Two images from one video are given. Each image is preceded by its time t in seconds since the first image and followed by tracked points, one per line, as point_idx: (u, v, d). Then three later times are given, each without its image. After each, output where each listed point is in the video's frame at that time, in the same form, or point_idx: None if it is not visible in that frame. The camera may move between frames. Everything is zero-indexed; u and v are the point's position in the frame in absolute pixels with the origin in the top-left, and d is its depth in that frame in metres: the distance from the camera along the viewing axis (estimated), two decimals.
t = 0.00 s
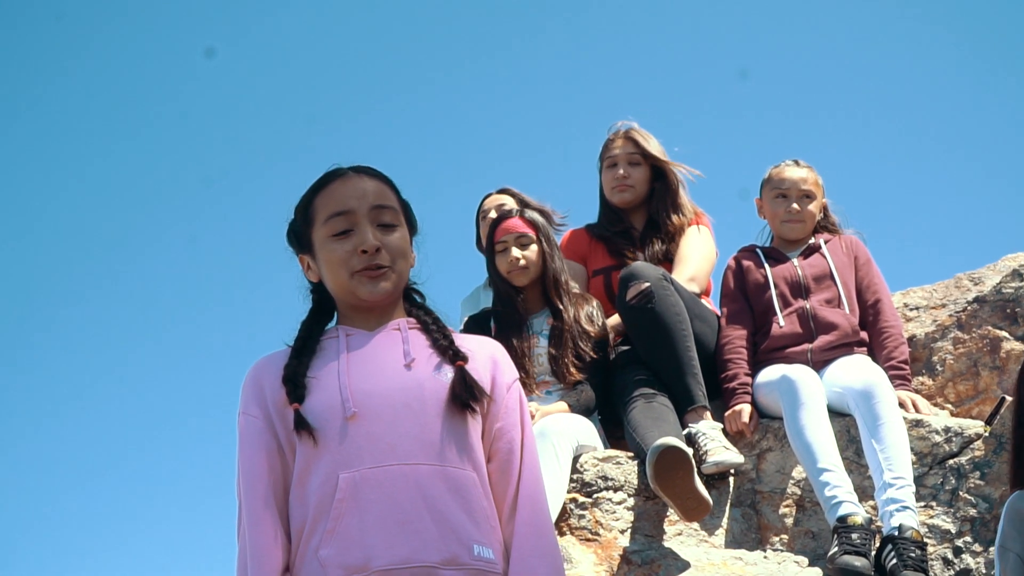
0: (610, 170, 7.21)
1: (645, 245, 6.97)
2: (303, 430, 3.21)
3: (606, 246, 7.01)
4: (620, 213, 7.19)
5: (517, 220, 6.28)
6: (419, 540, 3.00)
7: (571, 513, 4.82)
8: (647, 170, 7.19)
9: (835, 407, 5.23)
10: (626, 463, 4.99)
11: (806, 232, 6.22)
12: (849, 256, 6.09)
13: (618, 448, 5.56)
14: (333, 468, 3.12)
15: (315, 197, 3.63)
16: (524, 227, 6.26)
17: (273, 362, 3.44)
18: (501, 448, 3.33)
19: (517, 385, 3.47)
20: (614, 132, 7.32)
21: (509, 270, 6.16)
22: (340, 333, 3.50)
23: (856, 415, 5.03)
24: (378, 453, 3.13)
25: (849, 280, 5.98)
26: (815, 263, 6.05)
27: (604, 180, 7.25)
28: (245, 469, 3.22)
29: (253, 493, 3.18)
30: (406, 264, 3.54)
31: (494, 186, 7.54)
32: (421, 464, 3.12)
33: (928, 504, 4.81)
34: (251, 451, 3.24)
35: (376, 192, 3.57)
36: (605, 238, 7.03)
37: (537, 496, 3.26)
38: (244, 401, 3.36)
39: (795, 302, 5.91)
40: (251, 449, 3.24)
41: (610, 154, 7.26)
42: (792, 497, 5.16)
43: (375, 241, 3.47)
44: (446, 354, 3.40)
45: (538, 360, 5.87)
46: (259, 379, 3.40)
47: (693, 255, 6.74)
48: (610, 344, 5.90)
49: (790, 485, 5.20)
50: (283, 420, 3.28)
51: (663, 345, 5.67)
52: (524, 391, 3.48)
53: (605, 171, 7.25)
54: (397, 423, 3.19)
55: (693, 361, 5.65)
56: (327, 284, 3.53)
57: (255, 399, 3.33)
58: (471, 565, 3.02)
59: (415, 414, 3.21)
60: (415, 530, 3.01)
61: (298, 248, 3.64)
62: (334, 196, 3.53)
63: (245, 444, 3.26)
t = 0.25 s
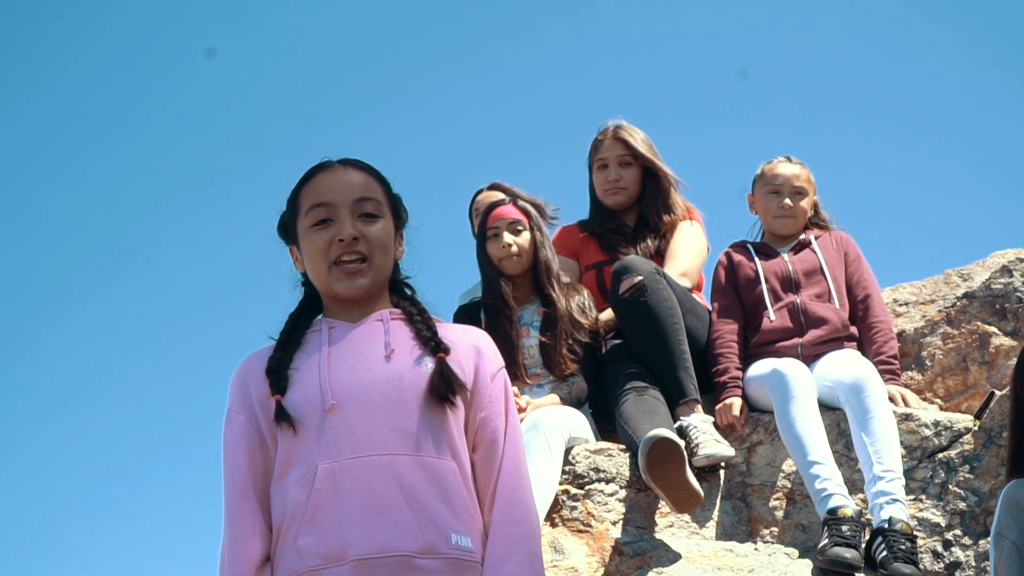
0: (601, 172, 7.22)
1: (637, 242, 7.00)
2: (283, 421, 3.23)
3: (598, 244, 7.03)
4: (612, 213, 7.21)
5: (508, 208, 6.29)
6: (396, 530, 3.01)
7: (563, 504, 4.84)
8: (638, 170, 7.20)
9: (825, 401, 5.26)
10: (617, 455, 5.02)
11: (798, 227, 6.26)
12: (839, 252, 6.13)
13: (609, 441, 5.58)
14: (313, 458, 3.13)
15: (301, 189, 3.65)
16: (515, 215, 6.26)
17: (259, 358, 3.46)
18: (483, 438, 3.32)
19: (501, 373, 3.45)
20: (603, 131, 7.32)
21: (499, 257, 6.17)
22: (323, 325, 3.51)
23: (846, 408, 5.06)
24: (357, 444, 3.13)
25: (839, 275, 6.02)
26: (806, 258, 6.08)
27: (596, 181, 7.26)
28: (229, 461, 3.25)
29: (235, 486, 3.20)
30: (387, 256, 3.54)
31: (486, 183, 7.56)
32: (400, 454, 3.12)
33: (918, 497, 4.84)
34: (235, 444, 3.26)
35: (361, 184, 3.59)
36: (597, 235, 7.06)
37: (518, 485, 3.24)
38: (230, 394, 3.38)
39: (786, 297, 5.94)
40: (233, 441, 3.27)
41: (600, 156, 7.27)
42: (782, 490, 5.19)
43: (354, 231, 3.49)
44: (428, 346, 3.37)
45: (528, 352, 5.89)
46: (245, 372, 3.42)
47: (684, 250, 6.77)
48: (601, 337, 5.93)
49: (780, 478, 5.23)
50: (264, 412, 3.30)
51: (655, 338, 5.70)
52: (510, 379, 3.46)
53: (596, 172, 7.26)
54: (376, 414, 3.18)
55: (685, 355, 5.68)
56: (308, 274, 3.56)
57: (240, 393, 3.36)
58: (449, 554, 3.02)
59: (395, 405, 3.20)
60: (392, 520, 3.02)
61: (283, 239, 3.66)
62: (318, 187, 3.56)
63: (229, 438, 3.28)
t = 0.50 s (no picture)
0: (596, 166, 7.24)
1: (632, 236, 7.01)
2: (259, 416, 3.24)
3: (593, 239, 7.04)
4: (607, 208, 7.22)
5: (507, 202, 6.35)
6: (367, 521, 3.01)
7: (560, 497, 4.86)
8: (633, 165, 7.21)
9: (820, 395, 5.29)
10: (613, 449, 5.03)
11: (795, 223, 6.28)
12: (834, 248, 6.14)
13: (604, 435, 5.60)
14: (286, 452, 3.14)
15: (288, 181, 3.69)
16: (513, 209, 6.32)
17: (241, 356, 3.46)
18: (462, 429, 3.31)
19: (480, 365, 3.43)
20: (599, 125, 7.32)
21: (496, 247, 6.20)
22: (304, 320, 3.49)
23: (841, 403, 5.08)
24: (329, 437, 3.13)
25: (835, 271, 6.04)
26: (801, 254, 6.10)
27: (590, 176, 7.27)
28: (209, 458, 3.27)
29: (214, 481, 3.22)
30: (366, 247, 3.55)
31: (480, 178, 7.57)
32: (371, 447, 3.11)
33: (912, 491, 4.86)
34: (214, 440, 3.28)
35: (345, 177, 3.61)
36: (592, 230, 7.08)
37: (496, 477, 3.24)
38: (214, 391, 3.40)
39: (782, 292, 5.95)
40: (212, 437, 3.28)
41: (595, 151, 7.28)
42: (778, 484, 5.21)
43: (331, 219, 3.51)
44: (403, 341, 3.35)
45: (524, 345, 5.87)
46: (229, 369, 3.44)
47: (679, 245, 6.78)
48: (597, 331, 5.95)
49: (775, 472, 5.25)
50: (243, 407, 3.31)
51: (651, 332, 5.72)
52: (490, 371, 3.44)
53: (591, 167, 7.27)
54: (349, 408, 3.18)
55: (681, 349, 5.69)
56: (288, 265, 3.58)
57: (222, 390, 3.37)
58: (421, 544, 3.02)
59: (368, 399, 3.20)
60: (363, 511, 3.02)
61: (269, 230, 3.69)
62: (301, 179, 3.60)
63: (209, 434, 3.30)
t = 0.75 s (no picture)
0: (596, 160, 7.26)
1: (631, 230, 7.03)
2: (236, 413, 3.19)
3: (591, 233, 7.06)
4: (606, 203, 7.24)
5: (509, 199, 6.34)
6: (339, 514, 2.95)
7: (559, 489, 4.89)
8: (632, 159, 7.24)
9: (818, 389, 5.32)
10: (612, 441, 5.05)
11: (794, 219, 6.31)
12: (832, 243, 6.17)
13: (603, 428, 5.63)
14: (261, 448, 3.08)
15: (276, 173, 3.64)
16: (515, 207, 6.31)
17: (223, 353, 3.42)
18: (442, 423, 3.24)
19: (461, 360, 3.35)
20: (599, 120, 7.36)
21: (499, 247, 6.19)
22: (285, 314, 3.44)
23: (838, 396, 5.11)
24: (303, 431, 3.07)
25: (832, 265, 6.06)
26: (799, 248, 6.12)
27: (590, 170, 7.29)
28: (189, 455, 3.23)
29: (193, 479, 3.18)
30: (349, 240, 3.50)
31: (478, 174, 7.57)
32: (344, 441, 3.05)
33: (909, 483, 4.89)
34: (194, 438, 3.24)
35: (331, 169, 3.57)
36: (591, 224, 7.10)
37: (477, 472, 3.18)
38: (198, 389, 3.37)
39: (779, 286, 5.97)
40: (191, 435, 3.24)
41: (595, 145, 7.31)
42: (775, 477, 5.24)
43: (315, 211, 3.46)
44: (379, 337, 3.27)
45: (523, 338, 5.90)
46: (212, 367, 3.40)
47: (677, 240, 6.80)
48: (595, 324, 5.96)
49: (773, 465, 5.28)
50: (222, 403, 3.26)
51: (649, 327, 5.75)
52: (472, 366, 3.37)
53: (590, 162, 7.30)
54: (323, 402, 3.12)
55: (679, 343, 5.71)
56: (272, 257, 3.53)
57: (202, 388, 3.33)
58: (392, 536, 2.95)
59: (343, 392, 3.13)
60: (334, 505, 2.95)
61: (255, 222, 3.64)
62: (288, 171, 3.56)
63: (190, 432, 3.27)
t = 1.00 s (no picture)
0: (594, 160, 7.27)
1: (629, 229, 7.04)
2: (223, 404, 3.18)
3: (590, 232, 7.08)
4: (605, 202, 7.25)
5: (512, 200, 6.34)
6: (327, 506, 2.96)
7: (558, 484, 4.91)
8: (631, 159, 7.26)
9: (816, 385, 5.33)
10: (611, 437, 5.07)
11: (792, 216, 6.33)
12: (830, 241, 6.19)
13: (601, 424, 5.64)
14: (249, 440, 3.09)
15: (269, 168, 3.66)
16: (519, 207, 6.30)
17: (211, 344, 3.40)
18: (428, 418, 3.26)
19: (448, 356, 3.37)
20: (596, 119, 7.37)
21: (502, 247, 6.20)
22: (273, 308, 3.43)
23: (836, 392, 5.13)
24: (290, 423, 3.07)
25: (830, 262, 6.08)
26: (797, 246, 6.14)
27: (588, 170, 7.31)
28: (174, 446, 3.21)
29: (178, 469, 3.16)
30: (341, 237, 3.51)
31: (475, 173, 7.57)
32: (331, 434, 3.06)
33: (907, 479, 4.91)
34: (180, 429, 3.22)
35: (324, 166, 3.59)
36: (590, 223, 7.11)
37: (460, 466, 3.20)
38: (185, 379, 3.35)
39: (778, 283, 5.99)
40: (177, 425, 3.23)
41: (593, 144, 7.32)
42: (773, 472, 5.26)
43: (307, 206, 3.48)
44: (367, 331, 3.28)
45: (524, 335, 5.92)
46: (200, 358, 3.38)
47: (675, 237, 6.82)
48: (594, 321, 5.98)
49: (771, 461, 5.30)
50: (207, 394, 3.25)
51: (648, 323, 5.76)
52: (458, 361, 3.39)
53: (589, 161, 7.31)
54: (311, 395, 3.12)
55: (678, 339, 5.73)
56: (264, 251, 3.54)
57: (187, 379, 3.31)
58: (380, 529, 2.97)
59: (330, 385, 3.14)
60: (322, 497, 2.96)
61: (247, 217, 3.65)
62: (282, 167, 3.58)
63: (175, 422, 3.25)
